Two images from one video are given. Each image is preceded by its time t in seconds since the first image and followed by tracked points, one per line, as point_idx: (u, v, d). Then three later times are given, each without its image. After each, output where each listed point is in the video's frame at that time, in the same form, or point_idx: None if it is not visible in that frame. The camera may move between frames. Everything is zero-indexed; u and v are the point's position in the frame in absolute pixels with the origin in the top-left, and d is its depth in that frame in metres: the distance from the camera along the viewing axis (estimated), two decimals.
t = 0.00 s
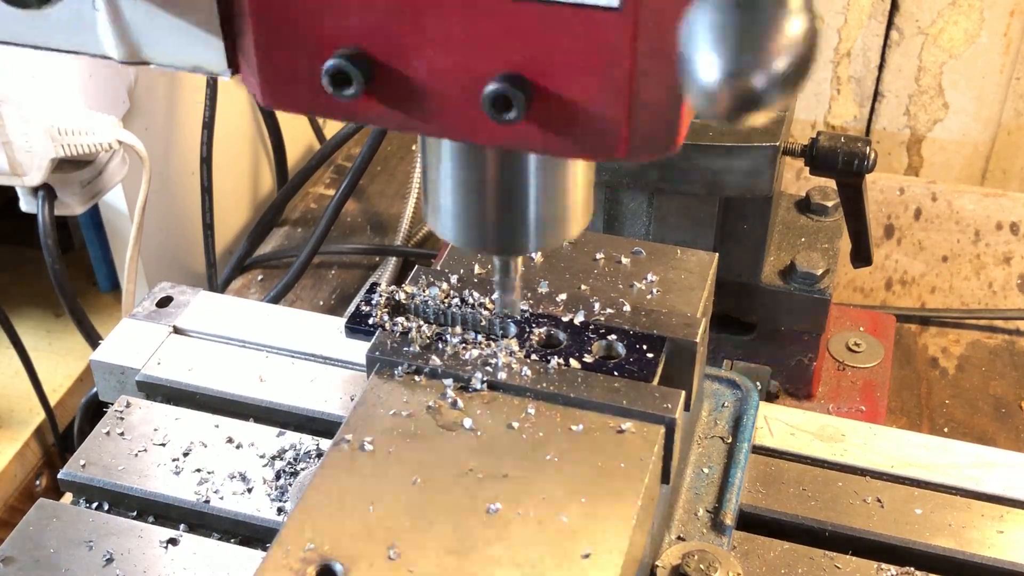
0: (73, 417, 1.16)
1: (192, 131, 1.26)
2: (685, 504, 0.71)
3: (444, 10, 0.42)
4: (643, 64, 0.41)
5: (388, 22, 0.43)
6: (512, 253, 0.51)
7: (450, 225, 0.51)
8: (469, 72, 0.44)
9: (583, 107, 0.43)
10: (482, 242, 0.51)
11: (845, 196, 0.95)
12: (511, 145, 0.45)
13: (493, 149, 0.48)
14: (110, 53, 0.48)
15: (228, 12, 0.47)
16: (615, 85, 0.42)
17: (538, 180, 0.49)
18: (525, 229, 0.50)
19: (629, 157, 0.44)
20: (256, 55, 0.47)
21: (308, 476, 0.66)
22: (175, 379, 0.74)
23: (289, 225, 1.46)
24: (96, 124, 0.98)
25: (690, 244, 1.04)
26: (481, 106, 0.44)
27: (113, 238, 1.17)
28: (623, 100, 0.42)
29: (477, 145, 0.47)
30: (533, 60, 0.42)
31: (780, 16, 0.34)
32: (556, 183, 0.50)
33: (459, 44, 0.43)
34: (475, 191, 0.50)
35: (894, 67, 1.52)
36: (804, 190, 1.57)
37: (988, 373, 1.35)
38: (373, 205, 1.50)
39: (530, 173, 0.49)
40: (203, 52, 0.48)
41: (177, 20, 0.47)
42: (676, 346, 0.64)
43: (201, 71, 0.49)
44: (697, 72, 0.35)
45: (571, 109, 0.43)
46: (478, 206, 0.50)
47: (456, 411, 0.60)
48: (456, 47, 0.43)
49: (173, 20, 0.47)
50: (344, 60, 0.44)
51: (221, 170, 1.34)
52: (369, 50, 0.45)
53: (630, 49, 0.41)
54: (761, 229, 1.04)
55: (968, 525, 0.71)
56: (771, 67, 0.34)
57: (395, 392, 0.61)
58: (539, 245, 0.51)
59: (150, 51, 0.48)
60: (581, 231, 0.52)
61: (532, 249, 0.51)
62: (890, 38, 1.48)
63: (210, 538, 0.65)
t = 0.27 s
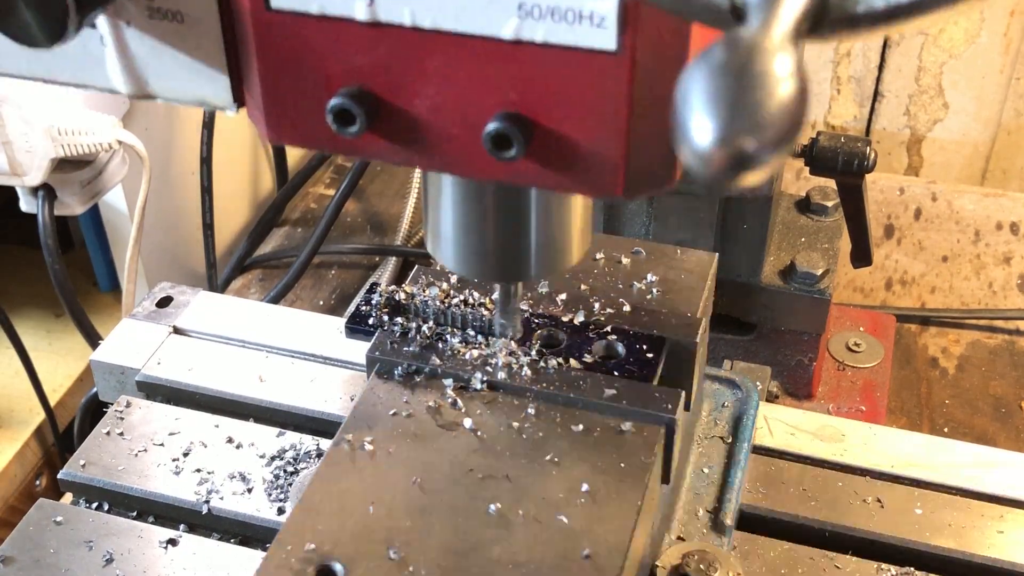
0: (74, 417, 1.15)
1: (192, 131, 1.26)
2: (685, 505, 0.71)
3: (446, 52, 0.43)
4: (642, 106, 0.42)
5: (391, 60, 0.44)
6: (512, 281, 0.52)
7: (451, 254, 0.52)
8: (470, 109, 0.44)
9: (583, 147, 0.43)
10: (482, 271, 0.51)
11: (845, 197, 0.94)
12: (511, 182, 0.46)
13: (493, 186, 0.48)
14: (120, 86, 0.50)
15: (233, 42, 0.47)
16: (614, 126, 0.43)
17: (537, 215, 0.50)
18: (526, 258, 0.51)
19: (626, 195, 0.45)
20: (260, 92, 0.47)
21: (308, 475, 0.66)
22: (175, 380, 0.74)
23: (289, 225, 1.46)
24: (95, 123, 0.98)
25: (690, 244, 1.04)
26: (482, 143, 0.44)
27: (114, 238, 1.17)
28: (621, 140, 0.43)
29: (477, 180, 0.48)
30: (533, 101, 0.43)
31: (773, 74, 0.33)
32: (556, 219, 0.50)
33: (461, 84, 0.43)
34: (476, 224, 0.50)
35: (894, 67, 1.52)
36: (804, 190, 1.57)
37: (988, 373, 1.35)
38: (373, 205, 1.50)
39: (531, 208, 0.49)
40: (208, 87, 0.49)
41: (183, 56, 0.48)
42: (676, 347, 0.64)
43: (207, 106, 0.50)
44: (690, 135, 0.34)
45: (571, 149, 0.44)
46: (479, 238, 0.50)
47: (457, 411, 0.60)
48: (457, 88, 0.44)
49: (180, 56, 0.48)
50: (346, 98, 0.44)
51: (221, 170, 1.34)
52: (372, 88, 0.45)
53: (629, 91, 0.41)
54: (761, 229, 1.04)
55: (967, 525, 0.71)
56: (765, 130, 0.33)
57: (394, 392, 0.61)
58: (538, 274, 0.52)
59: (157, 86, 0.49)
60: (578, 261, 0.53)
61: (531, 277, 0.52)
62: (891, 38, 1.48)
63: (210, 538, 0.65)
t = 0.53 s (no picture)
0: (73, 417, 1.15)
1: (192, 131, 1.26)
2: (676, 502, 0.72)
3: None
4: (642, 42, 0.41)
5: None
6: (513, 236, 0.52)
7: (450, 208, 0.52)
8: (467, 50, 0.43)
9: (583, 84, 0.43)
10: (482, 225, 0.51)
11: (845, 197, 0.94)
12: (510, 124, 0.45)
13: (492, 130, 0.48)
14: (107, 31, 0.49)
15: None
16: (614, 62, 0.42)
17: (538, 164, 0.50)
18: (527, 212, 0.51)
19: (627, 134, 0.44)
20: (255, 38, 0.47)
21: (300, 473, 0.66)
22: (168, 377, 0.74)
23: (289, 224, 1.46)
24: (95, 123, 0.98)
25: (690, 244, 1.04)
26: (481, 83, 0.44)
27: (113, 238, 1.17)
28: (622, 76, 0.42)
29: (477, 124, 0.47)
30: (532, 36, 0.42)
31: None
32: (556, 169, 0.50)
33: (458, 22, 0.43)
34: (475, 175, 0.50)
35: (894, 67, 1.52)
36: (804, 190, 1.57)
37: (988, 374, 1.35)
38: (373, 205, 1.50)
39: (531, 156, 0.49)
40: (197, 32, 0.48)
41: (172, 3, 0.47)
42: (667, 344, 0.64)
43: (197, 51, 0.49)
44: (702, 35, 0.35)
45: (571, 85, 0.43)
46: (479, 190, 0.50)
47: (447, 409, 0.60)
48: (454, 26, 0.43)
49: (169, 2, 0.47)
50: (344, 39, 0.44)
51: (221, 169, 1.34)
52: (369, 28, 0.45)
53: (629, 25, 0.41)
54: (761, 229, 1.04)
55: (959, 523, 0.71)
56: (779, 31, 0.34)
57: (385, 390, 0.61)
58: (540, 228, 0.52)
59: (146, 31, 0.48)
60: (581, 216, 0.52)
61: (532, 231, 0.52)
62: (890, 38, 1.48)
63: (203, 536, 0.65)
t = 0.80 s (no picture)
0: (73, 417, 1.15)
1: (192, 131, 1.26)
2: (675, 503, 0.72)
3: (446, 57, 0.42)
4: (642, 109, 0.41)
5: (390, 66, 0.43)
6: (513, 284, 0.52)
7: (451, 256, 0.51)
8: (469, 114, 0.43)
9: (583, 150, 0.43)
10: (483, 273, 0.51)
11: (845, 197, 0.94)
12: (511, 184, 0.45)
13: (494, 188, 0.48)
14: (120, 90, 0.49)
15: (233, 45, 0.47)
16: (614, 130, 0.42)
17: (539, 216, 0.49)
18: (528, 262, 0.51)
19: (627, 198, 0.44)
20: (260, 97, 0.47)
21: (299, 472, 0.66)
22: (167, 377, 0.74)
23: (289, 225, 1.46)
24: (96, 124, 0.98)
25: (690, 244, 1.04)
26: (481, 146, 0.44)
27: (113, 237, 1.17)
28: (622, 145, 0.42)
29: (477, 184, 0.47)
30: (533, 102, 0.42)
31: (775, 79, 0.31)
32: (557, 224, 0.50)
33: (460, 90, 0.43)
34: (476, 228, 0.50)
35: (894, 67, 1.52)
36: (804, 190, 1.57)
37: (988, 374, 1.35)
38: (373, 205, 1.50)
39: (532, 209, 0.49)
40: (209, 91, 0.48)
41: (184, 61, 0.48)
42: (666, 344, 0.64)
43: (208, 110, 0.50)
44: (693, 141, 0.32)
45: (571, 151, 0.43)
46: (479, 243, 0.50)
47: (446, 409, 0.60)
48: (457, 92, 0.43)
49: (181, 61, 0.48)
50: (345, 102, 0.44)
51: (221, 169, 1.34)
52: (371, 93, 0.44)
53: (629, 95, 0.41)
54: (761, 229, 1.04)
55: (958, 523, 0.71)
56: (768, 133, 0.31)
57: (384, 390, 0.61)
58: (539, 276, 0.52)
59: (158, 90, 0.49)
60: (579, 262, 0.53)
61: (532, 280, 0.52)
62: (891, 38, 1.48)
63: (202, 536, 0.65)
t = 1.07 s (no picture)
0: (73, 417, 1.15)
1: (192, 131, 1.26)
2: (673, 503, 0.72)
3: (446, 48, 0.42)
4: (642, 98, 0.41)
5: (390, 58, 0.43)
6: (514, 277, 0.52)
7: (451, 250, 0.51)
8: (469, 107, 0.43)
9: (583, 141, 0.43)
10: (484, 266, 0.51)
11: (845, 197, 0.94)
12: (511, 176, 0.45)
13: (494, 181, 0.48)
14: (118, 82, 0.49)
15: (231, 40, 0.47)
16: (614, 120, 0.42)
17: (538, 210, 0.49)
18: (528, 255, 0.51)
19: (627, 189, 0.44)
20: (259, 89, 0.47)
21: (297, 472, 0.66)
22: (165, 377, 0.75)
23: (289, 225, 1.46)
24: (96, 124, 0.98)
25: (690, 244, 1.04)
26: (481, 138, 0.44)
27: (113, 237, 1.17)
28: (622, 133, 0.42)
29: (477, 177, 0.47)
30: (534, 94, 0.42)
31: (777, 64, 0.30)
32: (557, 215, 0.50)
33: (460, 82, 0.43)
34: (477, 221, 0.50)
35: (894, 67, 1.52)
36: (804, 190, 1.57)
37: (988, 374, 1.35)
38: (373, 205, 1.50)
39: (531, 203, 0.49)
40: (207, 83, 0.48)
41: (182, 53, 0.47)
42: (665, 344, 0.64)
43: (206, 102, 0.49)
44: (694, 126, 0.31)
45: (571, 142, 0.43)
46: (479, 237, 0.50)
47: (445, 409, 0.60)
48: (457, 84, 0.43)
49: (180, 53, 0.47)
50: (346, 94, 0.44)
51: (221, 169, 1.34)
52: (370, 83, 0.44)
53: (628, 84, 0.41)
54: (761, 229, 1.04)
55: (956, 523, 0.71)
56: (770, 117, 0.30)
57: (383, 390, 0.61)
58: (539, 269, 0.52)
59: (156, 82, 0.48)
60: (578, 257, 0.53)
61: (532, 273, 0.52)
62: (891, 38, 1.48)
63: (200, 535, 0.65)
